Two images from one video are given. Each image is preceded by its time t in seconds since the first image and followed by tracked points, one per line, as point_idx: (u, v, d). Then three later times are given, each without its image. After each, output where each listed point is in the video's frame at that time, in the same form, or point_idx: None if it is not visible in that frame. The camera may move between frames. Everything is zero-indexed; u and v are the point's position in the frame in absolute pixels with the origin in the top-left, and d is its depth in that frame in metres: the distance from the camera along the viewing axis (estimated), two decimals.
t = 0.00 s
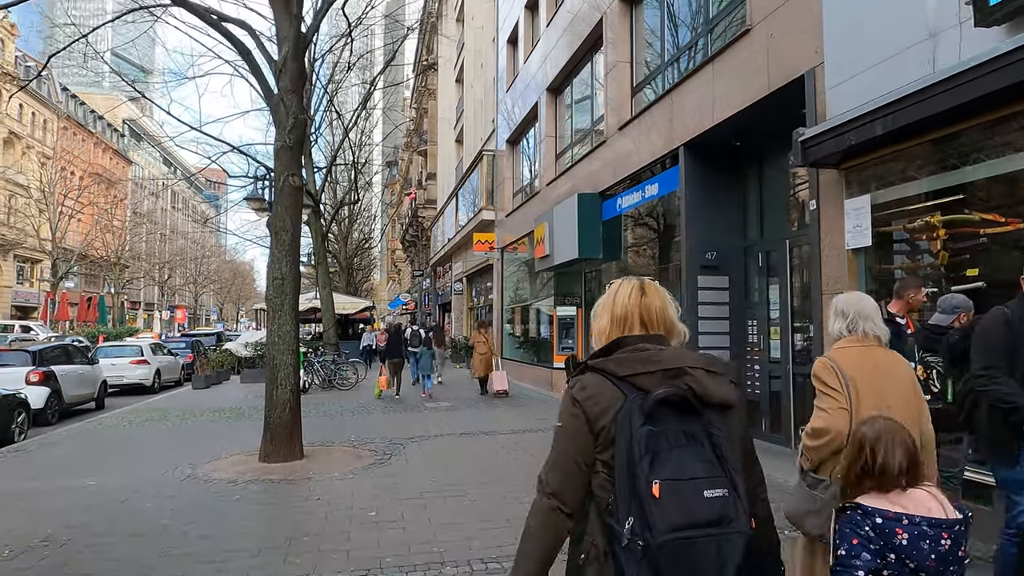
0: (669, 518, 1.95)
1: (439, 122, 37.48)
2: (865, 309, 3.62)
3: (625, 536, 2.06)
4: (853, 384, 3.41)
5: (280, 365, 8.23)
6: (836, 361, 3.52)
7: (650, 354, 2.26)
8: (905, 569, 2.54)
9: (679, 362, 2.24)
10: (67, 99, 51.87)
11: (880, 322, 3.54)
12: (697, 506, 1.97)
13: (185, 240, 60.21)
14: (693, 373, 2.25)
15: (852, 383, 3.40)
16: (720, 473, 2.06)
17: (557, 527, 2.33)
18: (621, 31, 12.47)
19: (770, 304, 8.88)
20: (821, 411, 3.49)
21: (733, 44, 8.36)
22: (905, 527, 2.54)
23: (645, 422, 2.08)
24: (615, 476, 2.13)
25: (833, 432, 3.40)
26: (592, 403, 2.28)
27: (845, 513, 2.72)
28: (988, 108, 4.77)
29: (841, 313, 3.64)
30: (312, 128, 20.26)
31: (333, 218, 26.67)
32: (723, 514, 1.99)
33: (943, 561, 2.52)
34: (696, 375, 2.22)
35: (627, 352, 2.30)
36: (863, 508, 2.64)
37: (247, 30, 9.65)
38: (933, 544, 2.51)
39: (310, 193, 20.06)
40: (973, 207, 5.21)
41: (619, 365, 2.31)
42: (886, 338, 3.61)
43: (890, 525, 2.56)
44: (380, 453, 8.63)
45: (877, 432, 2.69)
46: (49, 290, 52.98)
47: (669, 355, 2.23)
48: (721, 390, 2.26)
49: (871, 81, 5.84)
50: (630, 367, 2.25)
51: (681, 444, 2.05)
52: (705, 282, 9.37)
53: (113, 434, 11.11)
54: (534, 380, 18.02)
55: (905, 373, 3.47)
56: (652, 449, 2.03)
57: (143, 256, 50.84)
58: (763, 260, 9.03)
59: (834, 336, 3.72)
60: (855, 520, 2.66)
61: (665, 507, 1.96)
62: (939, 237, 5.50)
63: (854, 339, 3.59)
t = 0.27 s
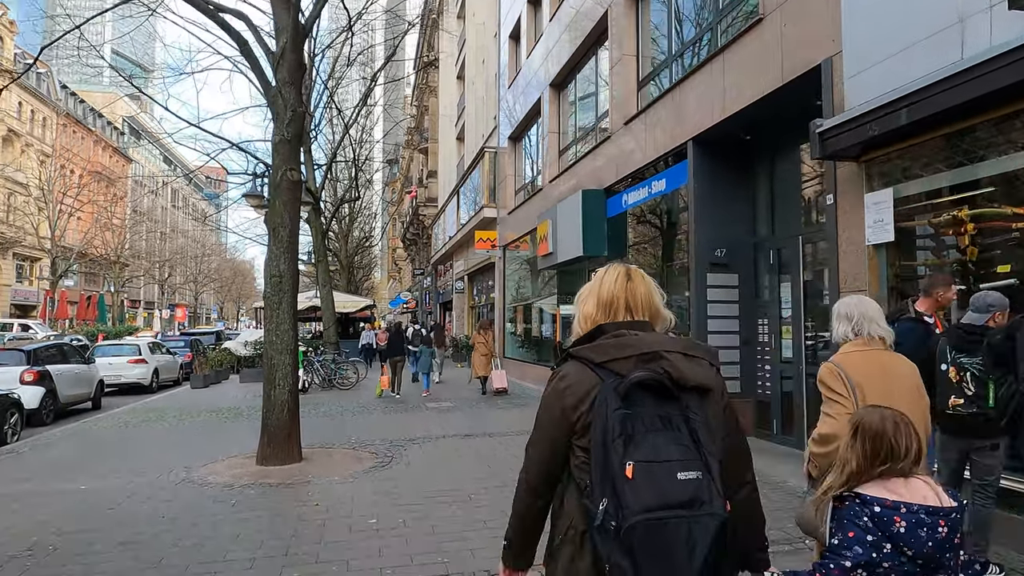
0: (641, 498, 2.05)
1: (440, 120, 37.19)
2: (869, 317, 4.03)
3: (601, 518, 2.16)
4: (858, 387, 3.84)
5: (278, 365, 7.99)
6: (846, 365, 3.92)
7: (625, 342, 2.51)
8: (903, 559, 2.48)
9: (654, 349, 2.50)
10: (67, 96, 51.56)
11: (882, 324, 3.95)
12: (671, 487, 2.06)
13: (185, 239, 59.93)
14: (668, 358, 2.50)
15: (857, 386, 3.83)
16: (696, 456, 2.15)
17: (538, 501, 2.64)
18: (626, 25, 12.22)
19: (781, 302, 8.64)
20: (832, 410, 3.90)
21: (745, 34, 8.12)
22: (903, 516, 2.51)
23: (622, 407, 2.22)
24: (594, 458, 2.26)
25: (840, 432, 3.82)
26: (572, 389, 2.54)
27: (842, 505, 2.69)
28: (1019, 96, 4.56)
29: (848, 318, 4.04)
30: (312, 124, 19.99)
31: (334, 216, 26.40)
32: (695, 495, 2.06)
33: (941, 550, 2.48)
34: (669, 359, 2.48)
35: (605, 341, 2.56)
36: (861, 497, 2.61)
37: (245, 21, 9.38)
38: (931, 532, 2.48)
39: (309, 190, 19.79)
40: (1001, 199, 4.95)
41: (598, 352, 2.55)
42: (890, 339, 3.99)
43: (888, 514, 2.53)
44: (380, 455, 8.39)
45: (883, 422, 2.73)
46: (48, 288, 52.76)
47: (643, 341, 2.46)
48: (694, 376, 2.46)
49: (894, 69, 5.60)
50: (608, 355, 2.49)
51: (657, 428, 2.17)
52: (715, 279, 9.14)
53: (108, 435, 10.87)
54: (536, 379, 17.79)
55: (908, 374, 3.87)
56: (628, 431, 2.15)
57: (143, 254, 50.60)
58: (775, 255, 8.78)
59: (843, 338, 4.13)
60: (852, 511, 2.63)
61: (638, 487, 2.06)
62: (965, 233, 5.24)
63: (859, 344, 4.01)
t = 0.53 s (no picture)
0: (650, 496, 2.21)
1: (442, 119, 36.92)
2: (876, 309, 3.74)
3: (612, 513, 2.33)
4: (866, 382, 3.53)
5: (278, 365, 7.71)
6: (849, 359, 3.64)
7: (637, 348, 2.63)
8: (909, 557, 2.44)
9: (665, 354, 2.60)
10: (67, 95, 51.28)
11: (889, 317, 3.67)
12: (678, 489, 2.22)
13: (185, 238, 59.67)
14: (679, 364, 2.57)
15: (865, 380, 3.52)
16: (702, 460, 2.31)
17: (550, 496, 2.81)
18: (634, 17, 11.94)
19: (798, 301, 8.36)
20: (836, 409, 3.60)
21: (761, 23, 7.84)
22: (911, 514, 2.44)
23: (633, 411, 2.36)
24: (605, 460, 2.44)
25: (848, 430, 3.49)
26: (583, 393, 2.69)
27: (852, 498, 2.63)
28: None
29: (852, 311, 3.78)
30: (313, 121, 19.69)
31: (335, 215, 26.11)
32: (702, 498, 2.23)
33: (948, 551, 2.42)
34: (679, 365, 2.57)
35: (618, 346, 2.68)
36: (871, 491, 2.55)
37: (244, 10, 9.09)
38: (938, 533, 2.42)
39: (310, 188, 19.50)
40: None
41: (611, 356, 2.68)
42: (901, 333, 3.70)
43: (897, 510, 2.46)
44: (383, 458, 8.12)
45: (896, 412, 2.63)
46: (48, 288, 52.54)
47: (655, 348, 2.57)
48: (704, 382, 2.55)
49: (925, 55, 5.32)
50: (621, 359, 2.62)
51: (666, 432, 2.32)
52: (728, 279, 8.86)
53: (104, 437, 10.60)
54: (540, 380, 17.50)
55: (920, 367, 3.58)
56: (638, 436, 2.31)
57: (144, 254, 50.36)
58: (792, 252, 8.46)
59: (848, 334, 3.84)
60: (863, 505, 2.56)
61: (647, 489, 2.23)
62: (1008, 226, 4.91)
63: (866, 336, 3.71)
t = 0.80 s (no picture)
0: (682, 483, 2.14)
1: (444, 117, 36.63)
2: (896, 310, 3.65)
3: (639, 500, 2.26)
4: (882, 385, 3.50)
5: (280, 365, 7.44)
6: (866, 362, 3.59)
7: (664, 338, 2.63)
8: (920, 546, 2.60)
9: (691, 347, 2.61)
10: (67, 94, 50.97)
11: (911, 321, 3.55)
12: (707, 476, 2.15)
13: (186, 237, 59.38)
14: (705, 355, 2.59)
15: (882, 384, 3.49)
16: (730, 448, 2.24)
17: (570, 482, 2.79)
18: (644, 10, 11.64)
19: (818, 300, 8.09)
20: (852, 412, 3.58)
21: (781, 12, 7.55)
22: (924, 507, 2.60)
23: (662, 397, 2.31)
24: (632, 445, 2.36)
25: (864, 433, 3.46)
26: (609, 378, 2.69)
27: (865, 492, 2.77)
28: None
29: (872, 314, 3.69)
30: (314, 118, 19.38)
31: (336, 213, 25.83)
32: (730, 483, 2.16)
33: (958, 541, 2.60)
34: (706, 357, 2.57)
35: (645, 335, 2.68)
36: (884, 484, 2.69)
37: None
38: (949, 524, 2.60)
39: (312, 186, 19.21)
40: None
41: (637, 345, 2.68)
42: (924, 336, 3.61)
43: (910, 503, 2.62)
44: (389, 462, 7.85)
45: (910, 411, 2.80)
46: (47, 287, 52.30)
47: (681, 338, 2.59)
48: (728, 374, 2.58)
49: (963, 39, 5.03)
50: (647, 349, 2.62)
51: (694, 420, 2.27)
52: (745, 275, 8.60)
53: (102, 439, 10.33)
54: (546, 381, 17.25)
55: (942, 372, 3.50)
56: (669, 420, 2.24)
57: (144, 253, 50.10)
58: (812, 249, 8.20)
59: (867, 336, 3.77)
60: (874, 497, 2.71)
61: (679, 474, 2.16)
62: None
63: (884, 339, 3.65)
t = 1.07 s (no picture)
0: (681, 485, 2.03)
1: (445, 117, 36.45)
2: (907, 309, 3.85)
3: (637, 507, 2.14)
4: (896, 381, 3.71)
5: (278, 367, 7.19)
6: (880, 357, 3.79)
7: (661, 342, 2.45)
8: (874, 548, 2.57)
9: (691, 351, 2.43)
10: (67, 94, 50.80)
11: (919, 319, 3.81)
12: (707, 478, 2.04)
13: (186, 238, 59.23)
14: (706, 360, 2.42)
15: (896, 380, 3.70)
16: (729, 450, 2.13)
17: (567, 503, 2.51)
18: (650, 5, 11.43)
19: (833, 300, 7.84)
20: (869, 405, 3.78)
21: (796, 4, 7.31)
22: (873, 509, 2.59)
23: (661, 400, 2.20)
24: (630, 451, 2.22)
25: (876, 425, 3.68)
26: (605, 386, 2.48)
27: (826, 494, 2.77)
28: None
29: (882, 311, 3.89)
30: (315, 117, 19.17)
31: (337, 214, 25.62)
32: (730, 485, 2.05)
33: (910, 543, 2.55)
34: (706, 361, 2.40)
35: (642, 341, 2.48)
36: (841, 488, 2.70)
37: None
38: (900, 527, 2.55)
39: (312, 186, 18.99)
40: None
41: (634, 351, 2.48)
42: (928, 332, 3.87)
43: (859, 505, 2.61)
44: (390, 468, 7.62)
45: (882, 424, 2.77)
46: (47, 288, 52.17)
47: (680, 342, 2.41)
48: (728, 377, 2.41)
49: (992, 28, 4.81)
50: (643, 353, 2.42)
51: (693, 423, 2.16)
52: (757, 275, 8.35)
53: (96, 443, 10.11)
54: (549, 383, 17.04)
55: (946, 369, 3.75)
56: (668, 423, 2.12)
57: (144, 254, 49.94)
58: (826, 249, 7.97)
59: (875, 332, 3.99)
60: (833, 498, 2.72)
61: (677, 477, 2.04)
62: None
63: (894, 335, 3.86)
